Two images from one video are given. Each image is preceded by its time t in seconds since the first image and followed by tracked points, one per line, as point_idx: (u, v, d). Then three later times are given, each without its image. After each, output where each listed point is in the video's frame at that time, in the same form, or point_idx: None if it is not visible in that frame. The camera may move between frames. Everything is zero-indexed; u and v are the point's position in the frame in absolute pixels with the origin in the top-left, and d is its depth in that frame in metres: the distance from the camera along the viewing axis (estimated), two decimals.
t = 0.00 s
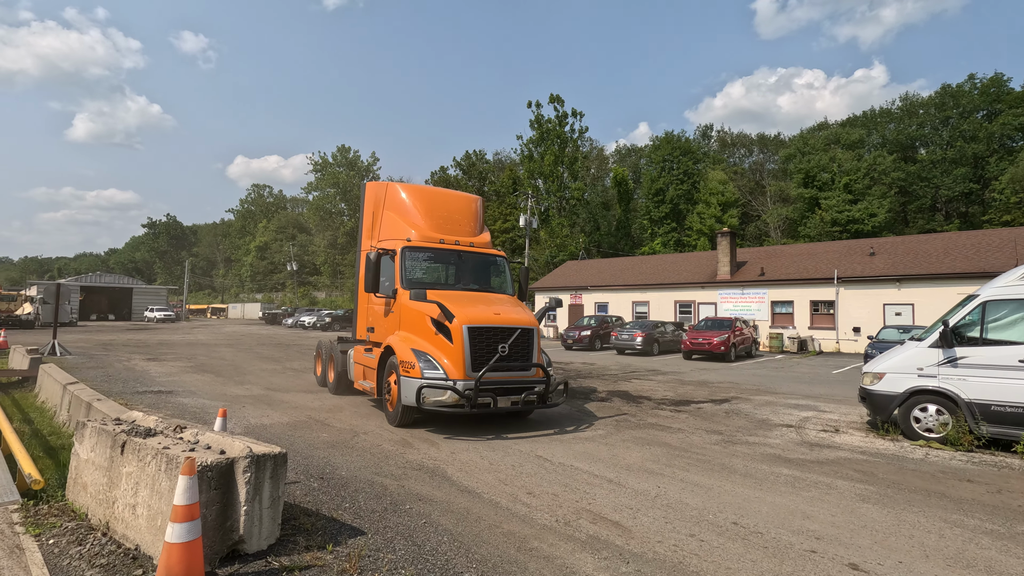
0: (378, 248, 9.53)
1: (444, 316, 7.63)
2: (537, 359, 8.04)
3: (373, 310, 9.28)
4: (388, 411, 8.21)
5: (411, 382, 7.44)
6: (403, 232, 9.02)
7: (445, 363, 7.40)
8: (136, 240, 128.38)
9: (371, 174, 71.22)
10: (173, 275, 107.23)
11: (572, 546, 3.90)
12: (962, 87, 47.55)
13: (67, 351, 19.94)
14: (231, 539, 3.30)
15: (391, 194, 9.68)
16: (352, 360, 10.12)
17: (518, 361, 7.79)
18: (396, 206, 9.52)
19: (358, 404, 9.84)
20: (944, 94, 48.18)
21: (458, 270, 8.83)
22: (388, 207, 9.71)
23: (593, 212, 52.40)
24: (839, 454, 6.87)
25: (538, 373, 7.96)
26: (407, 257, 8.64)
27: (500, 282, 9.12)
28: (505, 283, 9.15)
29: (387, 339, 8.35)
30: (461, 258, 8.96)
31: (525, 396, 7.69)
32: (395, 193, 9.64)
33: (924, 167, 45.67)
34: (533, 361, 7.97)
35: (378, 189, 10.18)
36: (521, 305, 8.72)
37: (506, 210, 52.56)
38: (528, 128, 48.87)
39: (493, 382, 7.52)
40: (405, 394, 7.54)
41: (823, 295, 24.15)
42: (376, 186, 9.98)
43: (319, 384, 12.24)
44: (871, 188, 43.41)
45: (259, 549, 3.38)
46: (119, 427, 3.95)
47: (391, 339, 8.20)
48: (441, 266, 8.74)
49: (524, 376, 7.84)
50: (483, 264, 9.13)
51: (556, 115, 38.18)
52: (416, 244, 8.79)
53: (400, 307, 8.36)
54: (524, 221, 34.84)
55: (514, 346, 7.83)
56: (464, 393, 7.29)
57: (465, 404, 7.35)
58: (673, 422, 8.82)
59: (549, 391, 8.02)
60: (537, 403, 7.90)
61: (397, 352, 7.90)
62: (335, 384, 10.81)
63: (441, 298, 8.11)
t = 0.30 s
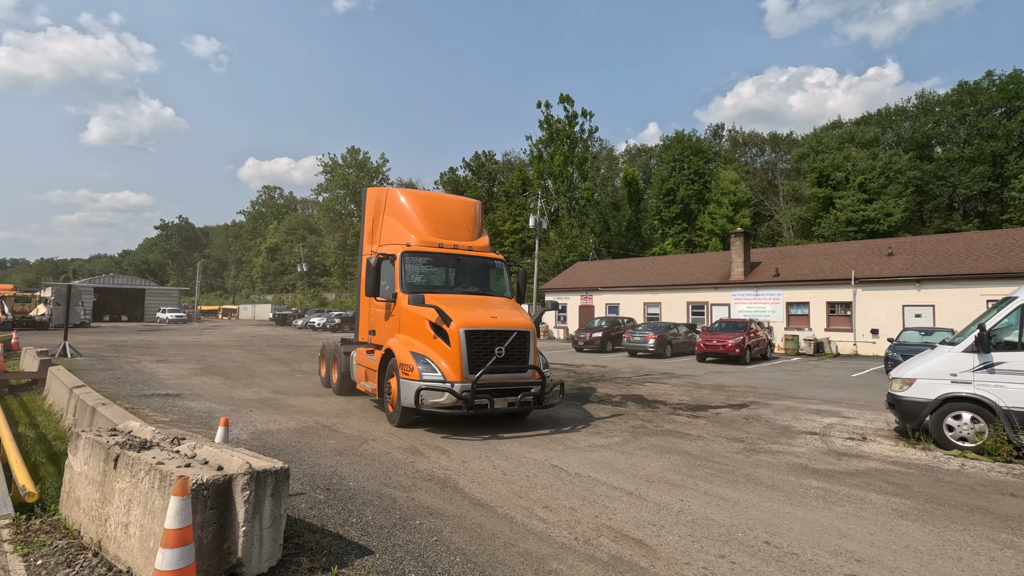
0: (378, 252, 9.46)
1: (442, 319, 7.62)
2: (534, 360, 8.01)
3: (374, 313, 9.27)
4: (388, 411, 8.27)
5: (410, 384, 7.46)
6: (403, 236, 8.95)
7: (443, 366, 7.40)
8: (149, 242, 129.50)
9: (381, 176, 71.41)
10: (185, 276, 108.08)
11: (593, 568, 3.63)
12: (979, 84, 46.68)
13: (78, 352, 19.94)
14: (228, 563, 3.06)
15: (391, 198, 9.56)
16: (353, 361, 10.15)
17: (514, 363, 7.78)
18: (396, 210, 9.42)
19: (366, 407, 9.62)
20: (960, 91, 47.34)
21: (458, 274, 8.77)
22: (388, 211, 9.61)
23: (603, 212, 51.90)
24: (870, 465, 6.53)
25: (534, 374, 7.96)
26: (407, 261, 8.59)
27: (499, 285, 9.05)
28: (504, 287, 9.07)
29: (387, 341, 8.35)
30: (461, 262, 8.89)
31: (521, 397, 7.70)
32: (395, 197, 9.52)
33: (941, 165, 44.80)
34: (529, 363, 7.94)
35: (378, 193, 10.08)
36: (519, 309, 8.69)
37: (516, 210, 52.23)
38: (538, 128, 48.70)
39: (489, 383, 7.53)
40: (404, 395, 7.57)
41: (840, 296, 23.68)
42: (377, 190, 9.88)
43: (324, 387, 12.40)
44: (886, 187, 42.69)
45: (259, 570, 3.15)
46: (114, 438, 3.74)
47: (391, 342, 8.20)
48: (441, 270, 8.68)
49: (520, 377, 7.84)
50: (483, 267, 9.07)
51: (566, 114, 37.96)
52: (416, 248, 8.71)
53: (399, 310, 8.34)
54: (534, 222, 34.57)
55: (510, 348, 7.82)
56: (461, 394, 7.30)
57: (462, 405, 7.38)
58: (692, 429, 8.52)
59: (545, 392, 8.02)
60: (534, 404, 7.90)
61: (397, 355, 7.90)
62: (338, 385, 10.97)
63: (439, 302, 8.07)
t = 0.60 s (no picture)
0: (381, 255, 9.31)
1: (443, 320, 7.49)
2: (534, 360, 7.83)
3: (376, 314, 9.12)
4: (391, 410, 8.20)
5: (410, 383, 7.33)
6: (405, 238, 8.79)
7: (443, 365, 7.27)
8: (164, 243, 130.85)
9: (392, 176, 71.49)
10: (199, 277, 109.06)
11: None
12: (1001, 80, 45.58)
13: (91, 352, 20.00)
14: None
15: (394, 201, 9.40)
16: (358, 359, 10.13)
17: (514, 362, 7.61)
18: (398, 213, 9.26)
19: (375, 408, 9.42)
20: (982, 87, 46.26)
21: (460, 275, 8.59)
22: (391, 214, 9.45)
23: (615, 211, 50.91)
24: (904, 473, 6.17)
25: (534, 374, 7.76)
26: (408, 263, 8.43)
27: (501, 287, 8.83)
28: (505, 287, 8.84)
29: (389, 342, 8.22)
30: (463, 264, 8.71)
31: (521, 396, 7.51)
32: (398, 200, 9.36)
33: (962, 162, 43.80)
34: (529, 363, 7.74)
35: (382, 196, 9.93)
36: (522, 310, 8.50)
37: (528, 210, 51.89)
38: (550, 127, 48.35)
39: (489, 383, 7.37)
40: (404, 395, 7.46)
41: (859, 296, 23.13)
42: (380, 193, 9.73)
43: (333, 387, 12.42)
44: (905, 185, 41.83)
45: None
46: (105, 445, 3.53)
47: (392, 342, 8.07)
48: (442, 272, 8.50)
49: (519, 377, 7.65)
50: (485, 269, 8.86)
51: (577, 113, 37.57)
52: (418, 250, 8.55)
53: (401, 311, 8.19)
54: (545, 222, 34.27)
55: (510, 348, 7.66)
56: (461, 393, 7.15)
57: (463, 404, 7.23)
58: (711, 433, 8.20)
59: (544, 392, 7.82)
60: (531, 403, 7.68)
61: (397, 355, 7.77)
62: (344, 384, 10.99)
63: (440, 302, 7.91)
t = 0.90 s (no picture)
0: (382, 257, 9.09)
1: (441, 321, 7.32)
2: (531, 361, 7.65)
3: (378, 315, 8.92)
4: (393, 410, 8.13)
5: (409, 383, 7.18)
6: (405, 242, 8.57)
7: (442, 366, 7.10)
8: (179, 245, 132.31)
9: (403, 177, 71.58)
10: (213, 278, 110.15)
11: None
12: None
13: (104, 352, 20.03)
14: None
15: (396, 204, 9.17)
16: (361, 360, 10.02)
17: (512, 362, 7.44)
18: (399, 216, 9.02)
19: (383, 411, 9.18)
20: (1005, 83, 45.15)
21: (460, 278, 8.37)
22: (391, 217, 9.22)
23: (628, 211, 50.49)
24: (941, 485, 5.79)
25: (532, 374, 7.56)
26: (408, 265, 8.20)
27: (501, 289, 8.60)
28: (505, 288, 8.63)
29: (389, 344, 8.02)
30: (464, 267, 8.48)
31: (519, 396, 7.32)
32: (399, 203, 9.13)
33: (984, 160, 42.78)
34: (526, 363, 7.58)
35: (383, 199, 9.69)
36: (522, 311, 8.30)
37: (539, 211, 51.53)
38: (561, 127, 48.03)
39: (488, 383, 7.20)
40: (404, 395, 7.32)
41: (880, 297, 22.54)
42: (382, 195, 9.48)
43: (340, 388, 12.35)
44: (925, 183, 40.95)
45: None
46: (88, 455, 3.30)
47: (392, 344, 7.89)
48: (443, 274, 8.27)
49: (517, 377, 7.47)
50: (485, 271, 8.62)
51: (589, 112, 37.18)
52: (418, 253, 8.34)
53: (401, 314, 7.99)
54: (557, 222, 33.93)
55: (509, 349, 7.48)
56: (459, 393, 6.99)
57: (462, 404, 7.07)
58: (732, 439, 7.85)
59: (541, 391, 7.62)
60: (530, 403, 7.48)
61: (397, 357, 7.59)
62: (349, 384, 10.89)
63: (440, 303, 7.72)
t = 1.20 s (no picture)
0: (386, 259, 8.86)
1: (444, 320, 7.11)
2: (532, 360, 7.41)
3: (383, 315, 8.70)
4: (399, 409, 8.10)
5: (412, 381, 7.00)
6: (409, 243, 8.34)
7: (446, 365, 6.90)
8: (195, 245, 133.73)
9: (415, 177, 71.64)
10: (228, 278, 111.18)
11: None
12: None
13: (117, 352, 20.09)
14: None
15: (400, 207, 8.95)
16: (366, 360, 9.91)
17: (513, 362, 7.21)
18: (403, 218, 8.80)
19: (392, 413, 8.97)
20: None
21: (464, 278, 8.14)
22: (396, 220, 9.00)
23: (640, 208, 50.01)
24: (982, 497, 5.42)
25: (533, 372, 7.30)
26: (413, 266, 7.97)
27: (505, 290, 8.36)
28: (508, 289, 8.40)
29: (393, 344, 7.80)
30: (468, 268, 8.24)
31: (520, 394, 7.10)
32: (403, 205, 8.91)
33: (1008, 156, 41.67)
34: (527, 362, 7.35)
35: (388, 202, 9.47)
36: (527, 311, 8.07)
37: (552, 209, 51.12)
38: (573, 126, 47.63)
39: (489, 380, 6.99)
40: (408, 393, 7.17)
41: (902, 296, 21.94)
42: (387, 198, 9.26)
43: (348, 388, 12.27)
44: (946, 180, 39.99)
45: None
46: (72, 466, 3.09)
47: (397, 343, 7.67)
48: (447, 275, 8.04)
49: (518, 376, 7.24)
50: (488, 272, 8.38)
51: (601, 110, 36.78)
52: (423, 254, 8.12)
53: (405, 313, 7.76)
54: (569, 221, 33.56)
55: (511, 348, 7.26)
56: (462, 391, 6.81)
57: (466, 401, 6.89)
58: (754, 445, 7.52)
59: (542, 390, 7.40)
60: (531, 401, 7.25)
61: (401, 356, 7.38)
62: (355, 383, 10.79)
63: (443, 303, 7.49)
